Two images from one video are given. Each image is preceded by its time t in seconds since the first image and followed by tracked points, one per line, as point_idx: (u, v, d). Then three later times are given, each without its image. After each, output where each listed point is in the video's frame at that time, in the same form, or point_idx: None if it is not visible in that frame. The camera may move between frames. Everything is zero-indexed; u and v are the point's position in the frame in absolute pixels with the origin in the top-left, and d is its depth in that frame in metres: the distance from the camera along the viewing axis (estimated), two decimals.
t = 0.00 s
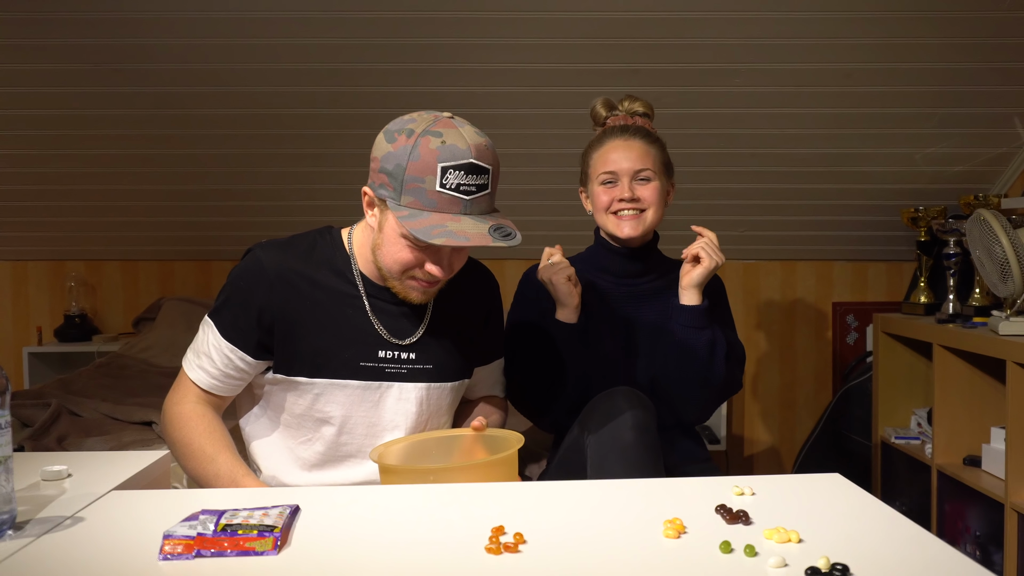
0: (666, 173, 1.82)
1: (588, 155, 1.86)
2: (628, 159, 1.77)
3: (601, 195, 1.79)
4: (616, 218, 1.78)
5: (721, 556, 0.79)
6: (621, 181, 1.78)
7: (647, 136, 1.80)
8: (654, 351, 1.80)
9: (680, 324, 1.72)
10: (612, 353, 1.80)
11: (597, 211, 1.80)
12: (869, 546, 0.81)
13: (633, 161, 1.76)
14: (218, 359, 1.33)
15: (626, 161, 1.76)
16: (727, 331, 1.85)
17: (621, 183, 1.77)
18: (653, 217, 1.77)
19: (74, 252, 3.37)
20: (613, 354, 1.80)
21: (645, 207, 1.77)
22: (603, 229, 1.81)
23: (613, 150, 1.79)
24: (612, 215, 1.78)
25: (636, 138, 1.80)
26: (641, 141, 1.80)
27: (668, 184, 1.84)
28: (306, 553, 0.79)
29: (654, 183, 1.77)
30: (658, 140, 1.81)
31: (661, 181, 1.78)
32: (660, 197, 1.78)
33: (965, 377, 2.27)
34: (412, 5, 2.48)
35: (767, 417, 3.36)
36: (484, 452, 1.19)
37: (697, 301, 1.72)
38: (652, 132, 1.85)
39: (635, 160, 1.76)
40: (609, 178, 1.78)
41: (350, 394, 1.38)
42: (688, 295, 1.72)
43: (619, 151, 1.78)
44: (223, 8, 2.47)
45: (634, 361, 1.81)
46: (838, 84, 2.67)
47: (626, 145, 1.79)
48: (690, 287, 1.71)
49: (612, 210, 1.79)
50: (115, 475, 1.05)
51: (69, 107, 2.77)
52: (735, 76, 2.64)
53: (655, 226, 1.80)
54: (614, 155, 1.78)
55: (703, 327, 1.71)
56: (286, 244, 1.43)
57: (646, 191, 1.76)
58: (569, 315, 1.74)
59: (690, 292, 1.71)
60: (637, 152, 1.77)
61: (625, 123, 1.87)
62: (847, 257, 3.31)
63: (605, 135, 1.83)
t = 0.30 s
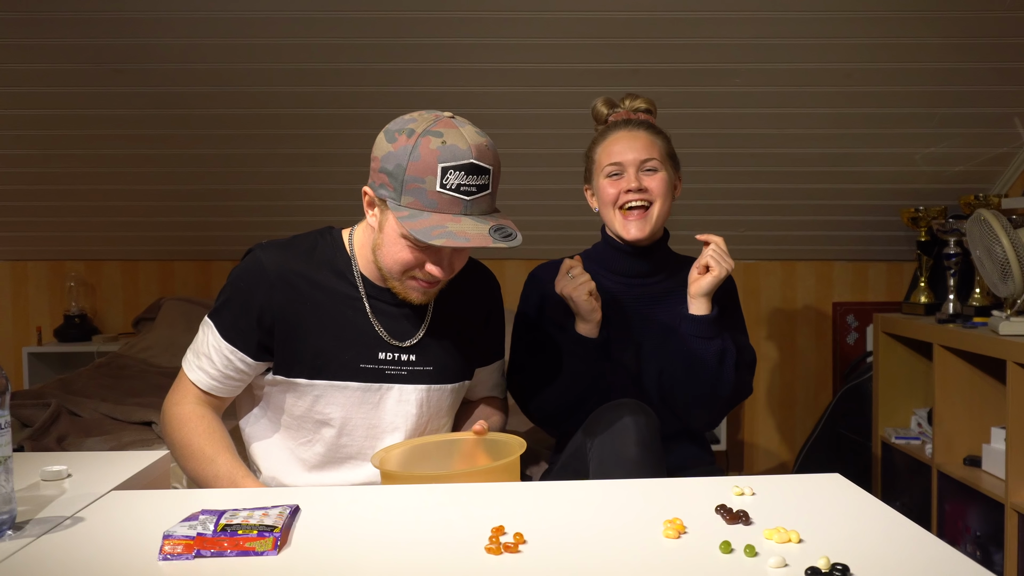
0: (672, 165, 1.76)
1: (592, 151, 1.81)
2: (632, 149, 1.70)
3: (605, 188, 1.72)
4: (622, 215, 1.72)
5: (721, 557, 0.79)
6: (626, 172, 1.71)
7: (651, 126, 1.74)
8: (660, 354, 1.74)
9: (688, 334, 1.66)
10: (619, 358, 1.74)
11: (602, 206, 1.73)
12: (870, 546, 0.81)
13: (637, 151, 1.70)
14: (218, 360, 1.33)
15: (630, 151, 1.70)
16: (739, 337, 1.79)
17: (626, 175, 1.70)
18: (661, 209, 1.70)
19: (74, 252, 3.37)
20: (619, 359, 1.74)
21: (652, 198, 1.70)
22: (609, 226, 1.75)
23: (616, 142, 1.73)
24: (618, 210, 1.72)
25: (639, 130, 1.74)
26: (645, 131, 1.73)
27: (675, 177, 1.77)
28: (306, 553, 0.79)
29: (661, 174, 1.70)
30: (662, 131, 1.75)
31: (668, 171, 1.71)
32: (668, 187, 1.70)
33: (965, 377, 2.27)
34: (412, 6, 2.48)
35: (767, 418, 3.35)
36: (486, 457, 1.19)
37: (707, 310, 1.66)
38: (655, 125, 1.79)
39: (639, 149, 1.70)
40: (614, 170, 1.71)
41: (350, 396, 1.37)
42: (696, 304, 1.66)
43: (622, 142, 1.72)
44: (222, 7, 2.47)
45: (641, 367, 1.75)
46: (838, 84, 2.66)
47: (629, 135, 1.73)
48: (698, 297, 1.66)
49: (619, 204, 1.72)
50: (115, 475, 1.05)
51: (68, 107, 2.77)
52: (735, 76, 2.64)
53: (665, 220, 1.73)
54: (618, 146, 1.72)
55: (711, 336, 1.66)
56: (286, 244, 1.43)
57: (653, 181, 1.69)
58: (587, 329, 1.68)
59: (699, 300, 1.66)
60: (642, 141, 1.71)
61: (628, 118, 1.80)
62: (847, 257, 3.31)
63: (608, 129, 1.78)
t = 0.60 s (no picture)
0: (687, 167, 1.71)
1: (604, 149, 1.77)
2: (646, 150, 1.66)
3: (615, 189, 1.68)
4: (633, 222, 1.69)
5: (721, 557, 0.79)
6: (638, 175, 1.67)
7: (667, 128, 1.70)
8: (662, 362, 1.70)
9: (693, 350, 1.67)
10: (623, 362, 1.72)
11: (613, 209, 1.70)
12: (870, 547, 0.81)
13: (650, 154, 1.65)
14: (219, 359, 1.33)
15: (644, 154, 1.66)
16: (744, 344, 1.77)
17: (637, 179, 1.66)
18: (672, 215, 1.66)
19: (74, 252, 3.37)
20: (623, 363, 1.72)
21: (664, 204, 1.66)
22: (618, 229, 1.72)
23: (630, 142, 1.68)
24: (629, 215, 1.69)
25: (654, 131, 1.70)
26: (661, 133, 1.69)
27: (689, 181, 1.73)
28: (305, 553, 0.79)
29: (674, 178, 1.66)
30: (678, 132, 1.71)
31: (681, 176, 1.67)
32: (681, 192, 1.66)
33: (966, 378, 2.27)
34: (412, 5, 2.47)
35: (767, 418, 3.35)
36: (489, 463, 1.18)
37: (709, 323, 1.66)
38: (673, 125, 1.75)
39: (654, 152, 1.65)
40: (626, 172, 1.67)
41: (351, 397, 1.37)
42: (697, 317, 1.67)
43: (636, 143, 1.68)
44: (222, 7, 2.47)
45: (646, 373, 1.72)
46: (838, 84, 2.66)
47: (643, 137, 1.68)
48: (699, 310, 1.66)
49: (630, 208, 1.68)
50: (115, 475, 1.05)
51: (68, 107, 2.77)
52: (735, 76, 2.64)
53: (676, 225, 1.69)
54: (632, 147, 1.68)
55: (715, 351, 1.66)
56: (289, 244, 1.42)
57: (666, 186, 1.65)
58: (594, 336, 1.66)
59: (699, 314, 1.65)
60: (657, 144, 1.66)
61: (644, 115, 1.78)
62: (847, 257, 3.31)
63: (622, 127, 1.73)
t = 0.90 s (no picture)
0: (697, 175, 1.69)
1: (616, 150, 1.74)
2: (652, 163, 1.64)
3: (621, 197, 1.68)
4: (635, 224, 1.67)
5: (721, 557, 0.79)
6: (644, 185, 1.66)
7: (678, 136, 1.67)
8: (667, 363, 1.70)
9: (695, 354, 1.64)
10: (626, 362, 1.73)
11: (617, 213, 1.69)
12: (869, 546, 0.81)
13: (659, 165, 1.63)
14: (222, 356, 1.33)
15: (649, 165, 1.64)
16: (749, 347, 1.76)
17: (643, 189, 1.65)
18: (676, 227, 1.66)
19: (74, 252, 3.37)
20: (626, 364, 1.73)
21: (667, 215, 1.65)
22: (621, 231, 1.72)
23: (638, 150, 1.66)
24: (632, 221, 1.68)
25: (665, 138, 1.67)
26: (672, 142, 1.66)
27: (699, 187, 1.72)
28: (305, 553, 0.79)
29: (680, 191, 1.65)
30: (690, 140, 1.68)
31: (688, 187, 1.66)
32: (686, 205, 1.66)
33: (966, 378, 2.27)
34: (411, 6, 2.47)
35: (768, 418, 3.35)
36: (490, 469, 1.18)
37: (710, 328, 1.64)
38: (689, 128, 1.71)
39: (660, 165, 1.64)
40: (632, 182, 1.66)
41: (353, 397, 1.37)
42: (696, 322, 1.65)
43: (645, 151, 1.66)
44: (222, 7, 2.46)
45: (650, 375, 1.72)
46: (838, 84, 2.66)
47: (654, 145, 1.66)
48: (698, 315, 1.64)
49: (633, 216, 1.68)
50: (115, 475, 1.05)
51: (68, 107, 2.77)
52: (736, 77, 2.64)
53: (680, 234, 1.69)
54: (641, 155, 1.65)
55: (715, 358, 1.64)
56: (295, 243, 1.43)
57: (670, 199, 1.65)
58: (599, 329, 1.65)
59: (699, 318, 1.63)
60: (666, 155, 1.64)
61: (664, 113, 1.74)
62: (848, 257, 3.31)
63: (634, 129, 1.71)
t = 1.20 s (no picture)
0: (694, 174, 1.68)
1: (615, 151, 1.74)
2: (644, 165, 1.64)
3: (617, 200, 1.68)
4: (632, 229, 1.68)
5: (721, 557, 0.79)
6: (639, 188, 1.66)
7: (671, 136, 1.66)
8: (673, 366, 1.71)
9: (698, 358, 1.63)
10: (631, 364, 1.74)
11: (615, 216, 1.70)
12: (868, 547, 0.81)
13: (650, 168, 1.63)
14: (225, 354, 1.33)
15: (642, 168, 1.64)
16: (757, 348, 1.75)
17: (636, 191, 1.66)
18: (671, 228, 1.65)
19: (74, 252, 3.37)
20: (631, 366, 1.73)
21: (662, 217, 1.65)
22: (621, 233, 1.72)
23: (631, 153, 1.66)
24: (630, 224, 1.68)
25: (657, 139, 1.66)
26: (664, 142, 1.65)
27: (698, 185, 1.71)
28: (305, 553, 0.79)
29: (674, 192, 1.64)
30: (685, 139, 1.67)
31: (682, 188, 1.65)
32: (681, 206, 1.65)
33: (966, 378, 2.27)
34: (411, 6, 2.47)
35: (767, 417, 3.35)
36: (486, 466, 1.18)
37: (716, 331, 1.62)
38: (687, 125, 1.69)
39: (651, 167, 1.63)
40: (627, 185, 1.67)
41: (355, 397, 1.37)
42: (702, 324, 1.62)
43: (637, 154, 1.65)
44: (221, 7, 2.46)
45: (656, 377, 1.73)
46: (838, 85, 2.66)
47: (646, 147, 1.65)
48: (703, 318, 1.62)
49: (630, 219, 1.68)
50: (115, 475, 1.05)
51: (68, 107, 2.77)
52: (736, 76, 2.64)
53: (678, 234, 1.69)
54: (635, 158, 1.65)
55: (718, 359, 1.63)
56: (299, 241, 1.43)
57: (663, 201, 1.64)
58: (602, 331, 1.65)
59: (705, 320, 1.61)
60: (658, 157, 1.64)
61: (665, 111, 1.73)
62: (848, 257, 3.31)
63: (630, 131, 1.71)
